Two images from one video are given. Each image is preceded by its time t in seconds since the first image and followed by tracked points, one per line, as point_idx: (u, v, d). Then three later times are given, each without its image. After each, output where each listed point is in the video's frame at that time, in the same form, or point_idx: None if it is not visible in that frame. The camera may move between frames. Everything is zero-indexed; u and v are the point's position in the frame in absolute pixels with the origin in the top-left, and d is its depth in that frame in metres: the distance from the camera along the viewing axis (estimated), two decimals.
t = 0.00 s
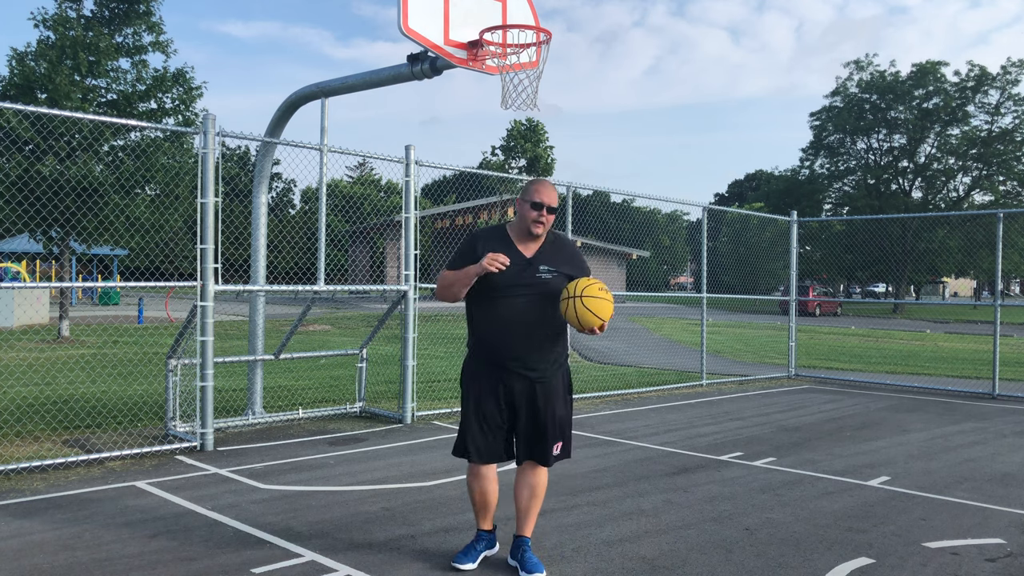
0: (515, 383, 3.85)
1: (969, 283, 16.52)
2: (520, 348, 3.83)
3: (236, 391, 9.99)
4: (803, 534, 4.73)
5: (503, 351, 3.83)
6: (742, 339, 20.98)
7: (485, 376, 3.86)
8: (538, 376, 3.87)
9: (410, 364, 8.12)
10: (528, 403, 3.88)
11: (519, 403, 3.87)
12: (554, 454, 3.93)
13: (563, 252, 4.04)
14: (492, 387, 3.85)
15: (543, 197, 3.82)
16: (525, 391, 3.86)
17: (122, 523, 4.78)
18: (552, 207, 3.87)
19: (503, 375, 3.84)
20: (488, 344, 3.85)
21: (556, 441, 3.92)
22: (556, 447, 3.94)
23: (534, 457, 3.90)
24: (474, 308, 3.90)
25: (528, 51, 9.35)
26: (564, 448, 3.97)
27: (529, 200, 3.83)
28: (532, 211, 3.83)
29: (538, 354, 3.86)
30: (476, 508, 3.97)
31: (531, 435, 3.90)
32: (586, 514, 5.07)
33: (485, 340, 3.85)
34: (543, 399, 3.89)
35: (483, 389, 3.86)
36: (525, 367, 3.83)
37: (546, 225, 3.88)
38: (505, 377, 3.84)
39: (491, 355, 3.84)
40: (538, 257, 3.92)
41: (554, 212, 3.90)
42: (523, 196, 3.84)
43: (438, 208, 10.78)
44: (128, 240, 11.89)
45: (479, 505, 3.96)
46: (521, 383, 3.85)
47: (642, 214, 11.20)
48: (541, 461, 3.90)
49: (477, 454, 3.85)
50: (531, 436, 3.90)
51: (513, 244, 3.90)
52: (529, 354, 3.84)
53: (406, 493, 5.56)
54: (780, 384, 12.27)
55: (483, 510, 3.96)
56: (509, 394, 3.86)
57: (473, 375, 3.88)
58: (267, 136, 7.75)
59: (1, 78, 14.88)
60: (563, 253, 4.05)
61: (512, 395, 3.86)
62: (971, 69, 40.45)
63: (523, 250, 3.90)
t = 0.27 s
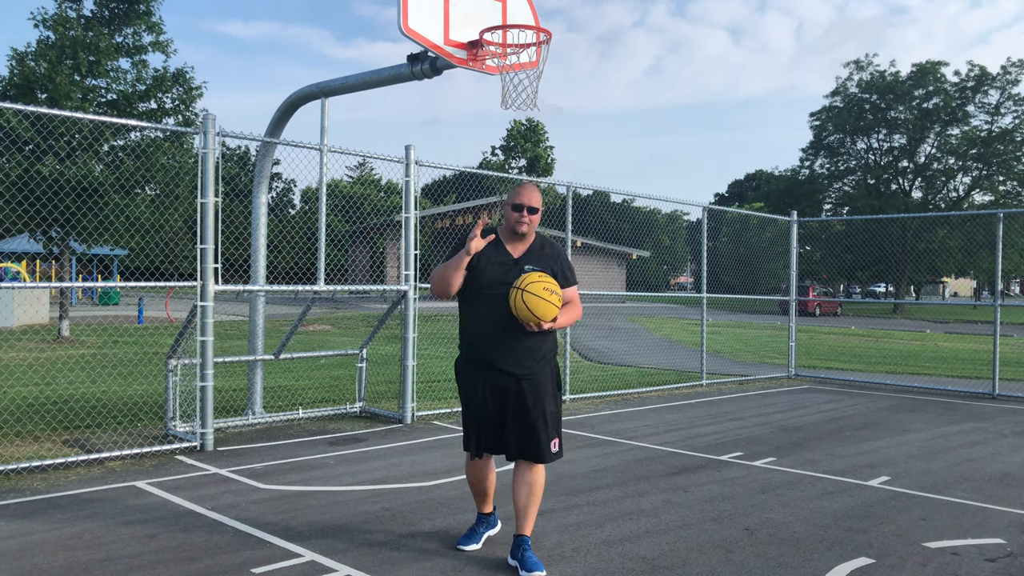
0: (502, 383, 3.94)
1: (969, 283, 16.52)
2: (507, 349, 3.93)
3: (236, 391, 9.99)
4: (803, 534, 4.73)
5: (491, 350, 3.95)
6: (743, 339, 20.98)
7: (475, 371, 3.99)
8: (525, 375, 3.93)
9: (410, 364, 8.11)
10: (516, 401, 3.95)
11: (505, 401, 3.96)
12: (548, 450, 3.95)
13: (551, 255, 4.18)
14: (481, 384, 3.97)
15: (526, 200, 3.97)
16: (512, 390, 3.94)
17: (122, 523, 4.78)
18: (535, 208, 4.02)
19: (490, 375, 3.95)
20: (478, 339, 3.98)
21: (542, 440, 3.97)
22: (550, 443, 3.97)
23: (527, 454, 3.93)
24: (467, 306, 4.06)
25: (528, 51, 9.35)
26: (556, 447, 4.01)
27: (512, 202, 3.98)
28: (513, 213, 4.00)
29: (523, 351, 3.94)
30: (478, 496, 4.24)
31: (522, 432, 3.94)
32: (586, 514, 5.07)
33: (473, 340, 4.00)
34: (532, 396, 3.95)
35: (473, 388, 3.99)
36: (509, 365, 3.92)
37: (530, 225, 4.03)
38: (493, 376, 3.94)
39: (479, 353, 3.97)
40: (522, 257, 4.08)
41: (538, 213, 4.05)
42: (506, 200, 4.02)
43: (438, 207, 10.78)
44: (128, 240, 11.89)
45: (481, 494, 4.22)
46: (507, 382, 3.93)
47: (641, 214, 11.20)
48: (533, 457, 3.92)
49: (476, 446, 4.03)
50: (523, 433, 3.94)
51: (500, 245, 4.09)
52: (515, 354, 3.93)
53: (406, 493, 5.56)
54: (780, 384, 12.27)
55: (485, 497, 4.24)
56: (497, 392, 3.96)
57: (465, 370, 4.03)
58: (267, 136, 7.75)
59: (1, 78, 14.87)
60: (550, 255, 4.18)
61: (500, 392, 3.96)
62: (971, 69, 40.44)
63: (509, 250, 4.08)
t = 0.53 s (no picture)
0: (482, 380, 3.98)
1: (969, 283, 16.53)
2: (485, 347, 3.97)
3: (236, 391, 9.99)
4: (803, 534, 4.74)
5: (471, 348, 4.00)
6: (743, 339, 20.98)
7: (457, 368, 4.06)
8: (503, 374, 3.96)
9: (410, 364, 8.11)
10: (496, 399, 3.98)
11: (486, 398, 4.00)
12: (526, 448, 3.99)
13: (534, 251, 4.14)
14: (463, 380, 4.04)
15: (504, 199, 4.04)
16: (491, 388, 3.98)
17: (122, 523, 4.78)
18: (515, 208, 4.06)
19: (471, 371, 4.00)
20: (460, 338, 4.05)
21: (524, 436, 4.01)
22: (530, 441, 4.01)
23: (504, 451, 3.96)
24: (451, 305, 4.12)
25: (528, 51, 9.35)
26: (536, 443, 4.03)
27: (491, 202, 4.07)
28: (493, 213, 4.06)
29: (503, 349, 3.97)
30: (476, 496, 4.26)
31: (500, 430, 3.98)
32: (586, 513, 5.07)
33: (456, 338, 4.07)
34: (512, 394, 3.98)
35: (456, 383, 4.06)
36: (490, 362, 3.97)
37: (511, 225, 4.07)
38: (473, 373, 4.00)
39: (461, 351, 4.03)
40: (503, 256, 4.11)
41: (519, 213, 4.09)
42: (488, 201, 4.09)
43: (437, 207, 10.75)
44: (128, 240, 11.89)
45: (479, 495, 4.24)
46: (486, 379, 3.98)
47: (641, 213, 11.19)
48: (510, 455, 3.95)
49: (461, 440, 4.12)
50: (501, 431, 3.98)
51: (482, 246, 4.16)
52: (493, 352, 3.97)
53: (406, 493, 5.56)
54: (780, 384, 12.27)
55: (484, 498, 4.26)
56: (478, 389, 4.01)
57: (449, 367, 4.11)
58: (267, 136, 7.75)
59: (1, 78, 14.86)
60: (534, 251, 4.14)
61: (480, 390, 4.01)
62: (971, 69, 40.45)
63: (492, 250, 4.14)
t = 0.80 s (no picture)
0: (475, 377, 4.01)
1: (970, 283, 16.53)
2: (478, 345, 3.99)
3: (236, 391, 9.99)
4: (803, 534, 4.73)
5: (463, 346, 4.02)
6: (743, 339, 20.98)
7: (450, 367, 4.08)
8: (495, 370, 3.98)
9: (410, 364, 8.11)
10: (491, 396, 4.00)
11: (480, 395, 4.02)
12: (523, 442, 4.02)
13: (522, 247, 4.15)
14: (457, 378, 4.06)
15: (494, 201, 4.04)
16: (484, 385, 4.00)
17: (122, 522, 4.78)
18: (505, 210, 4.06)
19: (465, 368, 4.02)
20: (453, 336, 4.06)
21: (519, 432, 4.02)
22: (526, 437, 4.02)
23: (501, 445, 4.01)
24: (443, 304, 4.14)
25: (528, 51, 9.35)
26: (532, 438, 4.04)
27: (481, 204, 4.08)
28: (484, 215, 4.07)
29: (497, 345, 3.98)
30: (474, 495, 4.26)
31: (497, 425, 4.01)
32: (586, 513, 5.07)
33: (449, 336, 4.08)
34: (506, 391, 3.99)
35: (451, 382, 4.09)
36: (484, 359, 3.98)
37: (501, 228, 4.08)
38: (466, 371, 4.02)
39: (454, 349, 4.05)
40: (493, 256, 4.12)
41: (510, 215, 4.09)
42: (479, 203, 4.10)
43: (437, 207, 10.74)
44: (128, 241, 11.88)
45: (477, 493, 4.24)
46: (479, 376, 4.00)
47: (642, 214, 11.19)
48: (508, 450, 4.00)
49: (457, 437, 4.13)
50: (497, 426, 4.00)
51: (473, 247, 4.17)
52: (485, 349, 3.98)
53: (406, 493, 5.56)
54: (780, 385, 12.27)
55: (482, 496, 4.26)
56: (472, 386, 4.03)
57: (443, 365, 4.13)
58: (267, 136, 7.75)
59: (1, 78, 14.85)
60: (523, 248, 4.14)
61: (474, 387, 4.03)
62: (971, 69, 40.44)
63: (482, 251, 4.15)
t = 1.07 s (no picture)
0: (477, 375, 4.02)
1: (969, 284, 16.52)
2: (479, 343, 4.01)
3: (236, 391, 9.99)
4: (803, 534, 4.74)
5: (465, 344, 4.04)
6: (743, 339, 20.98)
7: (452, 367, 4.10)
8: (498, 367, 4.01)
9: (410, 364, 8.11)
10: (494, 394, 4.02)
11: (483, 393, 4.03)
12: (529, 440, 4.02)
13: (522, 246, 4.18)
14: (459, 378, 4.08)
15: (502, 199, 4.09)
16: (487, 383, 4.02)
17: (122, 522, 4.77)
18: (512, 210, 4.10)
19: (468, 368, 4.05)
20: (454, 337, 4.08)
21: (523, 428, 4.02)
22: (530, 433, 4.02)
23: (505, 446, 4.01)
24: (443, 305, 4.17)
25: (528, 51, 9.35)
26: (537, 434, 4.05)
27: (490, 200, 4.12)
28: (491, 212, 4.10)
29: (498, 343, 4.01)
30: (475, 498, 4.25)
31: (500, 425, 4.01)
32: (586, 513, 5.07)
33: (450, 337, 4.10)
34: (509, 387, 4.02)
35: (453, 382, 4.10)
36: (486, 360, 4.01)
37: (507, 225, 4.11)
38: (468, 370, 4.04)
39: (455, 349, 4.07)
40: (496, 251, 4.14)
41: (516, 215, 4.14)
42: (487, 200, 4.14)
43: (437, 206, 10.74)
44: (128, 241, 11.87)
45: (479, 496, 4.23)
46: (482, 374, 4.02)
47: (642, 213, 11.19)
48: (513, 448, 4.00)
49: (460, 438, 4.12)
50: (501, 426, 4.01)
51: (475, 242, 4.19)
52: (487, 347, 4.01)
53: (406, 493, 5.56)
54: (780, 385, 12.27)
55: (483, 499, 4.25)
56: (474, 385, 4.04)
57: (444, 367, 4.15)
58: (267, 136, 7.75)
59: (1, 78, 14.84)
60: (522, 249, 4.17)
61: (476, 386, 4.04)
62: (971, 69, 40.44)
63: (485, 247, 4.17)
